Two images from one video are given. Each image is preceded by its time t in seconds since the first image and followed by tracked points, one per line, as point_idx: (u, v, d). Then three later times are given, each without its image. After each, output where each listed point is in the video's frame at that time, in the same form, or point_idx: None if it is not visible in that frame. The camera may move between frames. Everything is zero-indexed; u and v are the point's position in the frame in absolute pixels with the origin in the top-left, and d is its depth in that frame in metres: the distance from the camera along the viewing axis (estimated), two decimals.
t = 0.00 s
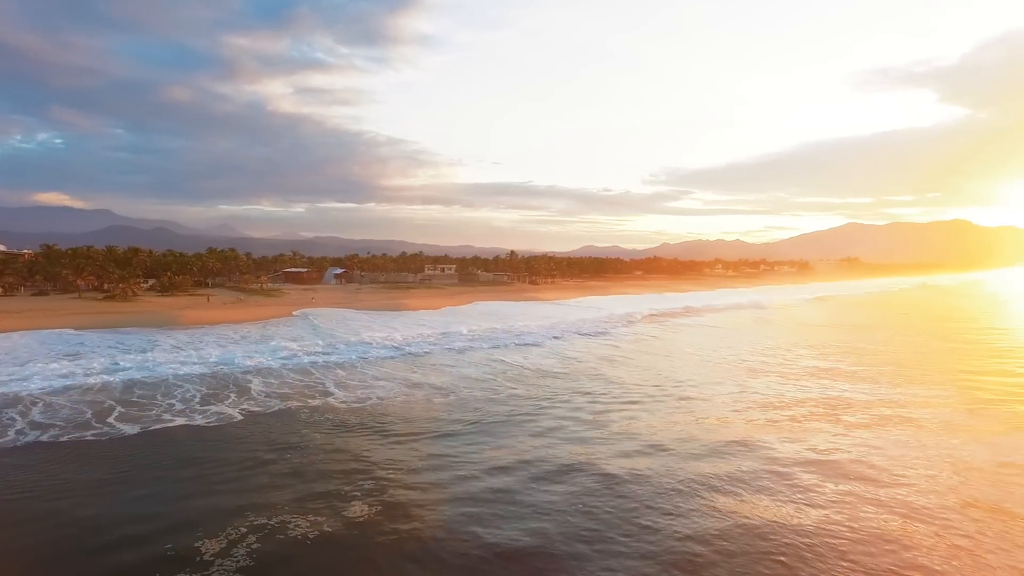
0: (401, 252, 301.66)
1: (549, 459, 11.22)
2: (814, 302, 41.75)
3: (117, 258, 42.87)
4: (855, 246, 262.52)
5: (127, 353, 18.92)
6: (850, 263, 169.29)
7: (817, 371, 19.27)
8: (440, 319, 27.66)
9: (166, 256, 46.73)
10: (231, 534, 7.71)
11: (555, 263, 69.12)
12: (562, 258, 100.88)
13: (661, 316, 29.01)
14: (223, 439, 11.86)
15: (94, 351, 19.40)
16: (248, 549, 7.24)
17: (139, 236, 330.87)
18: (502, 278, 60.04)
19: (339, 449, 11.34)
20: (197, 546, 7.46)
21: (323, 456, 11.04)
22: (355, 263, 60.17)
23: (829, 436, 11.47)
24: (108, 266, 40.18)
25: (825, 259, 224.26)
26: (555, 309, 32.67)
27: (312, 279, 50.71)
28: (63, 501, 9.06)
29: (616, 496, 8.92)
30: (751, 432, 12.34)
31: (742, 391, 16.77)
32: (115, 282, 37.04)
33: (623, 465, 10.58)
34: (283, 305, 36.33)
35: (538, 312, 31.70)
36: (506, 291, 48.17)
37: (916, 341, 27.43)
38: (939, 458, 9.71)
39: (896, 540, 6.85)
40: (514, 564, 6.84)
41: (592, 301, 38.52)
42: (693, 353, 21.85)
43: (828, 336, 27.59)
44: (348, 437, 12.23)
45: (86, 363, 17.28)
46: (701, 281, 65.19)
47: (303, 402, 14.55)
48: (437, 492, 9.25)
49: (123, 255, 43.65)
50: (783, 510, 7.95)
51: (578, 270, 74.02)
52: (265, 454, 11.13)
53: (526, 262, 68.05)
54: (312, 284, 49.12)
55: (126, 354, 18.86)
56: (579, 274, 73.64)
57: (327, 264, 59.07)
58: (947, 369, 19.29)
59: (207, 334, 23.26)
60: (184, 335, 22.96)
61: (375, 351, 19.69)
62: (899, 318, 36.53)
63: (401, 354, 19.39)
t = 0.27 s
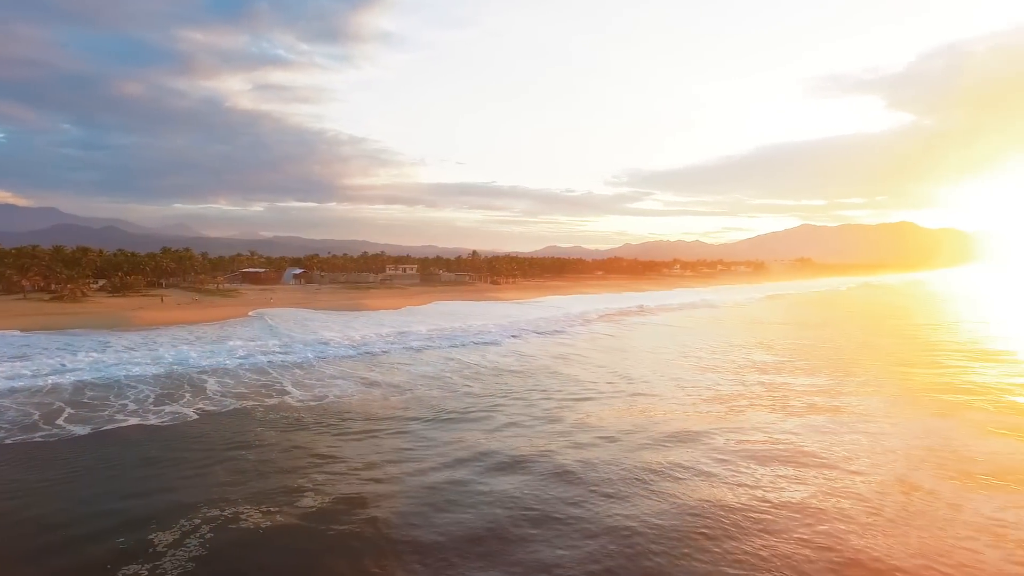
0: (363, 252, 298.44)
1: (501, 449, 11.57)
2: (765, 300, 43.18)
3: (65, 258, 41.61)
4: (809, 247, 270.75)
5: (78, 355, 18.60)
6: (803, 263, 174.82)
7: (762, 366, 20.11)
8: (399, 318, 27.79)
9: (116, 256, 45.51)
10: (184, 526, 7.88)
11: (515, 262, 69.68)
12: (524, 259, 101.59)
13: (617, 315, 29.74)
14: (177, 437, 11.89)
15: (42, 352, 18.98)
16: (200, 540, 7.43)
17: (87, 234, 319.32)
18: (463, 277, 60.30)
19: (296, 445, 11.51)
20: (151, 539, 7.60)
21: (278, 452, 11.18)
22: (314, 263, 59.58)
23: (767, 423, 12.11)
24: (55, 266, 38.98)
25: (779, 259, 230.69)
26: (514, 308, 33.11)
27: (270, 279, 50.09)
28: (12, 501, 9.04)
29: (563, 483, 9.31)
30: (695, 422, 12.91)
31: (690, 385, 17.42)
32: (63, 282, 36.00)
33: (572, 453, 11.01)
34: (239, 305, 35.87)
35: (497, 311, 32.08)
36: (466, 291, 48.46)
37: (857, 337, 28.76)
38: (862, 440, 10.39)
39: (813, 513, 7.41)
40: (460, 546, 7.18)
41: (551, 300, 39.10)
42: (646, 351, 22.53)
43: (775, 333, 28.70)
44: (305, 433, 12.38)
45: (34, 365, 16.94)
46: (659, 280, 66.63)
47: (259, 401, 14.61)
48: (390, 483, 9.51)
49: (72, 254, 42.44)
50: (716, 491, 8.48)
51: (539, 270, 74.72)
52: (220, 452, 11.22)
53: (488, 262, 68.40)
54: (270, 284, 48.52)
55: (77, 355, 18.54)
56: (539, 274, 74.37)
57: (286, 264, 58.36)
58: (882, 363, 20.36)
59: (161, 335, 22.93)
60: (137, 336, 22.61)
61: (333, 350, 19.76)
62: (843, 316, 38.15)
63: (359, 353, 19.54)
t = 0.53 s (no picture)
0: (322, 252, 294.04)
1: (452, 443, 11.87)
2: (717, 299, 44.47)
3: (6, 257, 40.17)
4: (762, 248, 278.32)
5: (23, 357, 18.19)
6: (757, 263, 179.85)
7: (709, 362, 20.89)
8: (356, 318, 27.80)
9: (62, 255, 44.12)
10: (132, 519, 8.01)
11: (475, 263, 69.98)
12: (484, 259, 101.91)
13: (572, 314, 30.34)
14: (126, 437, 11.86)
15: None
16: (148, 531, 7.59)
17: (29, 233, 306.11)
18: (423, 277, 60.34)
19: (247, 442, 11.64)
20: (98, 532, 7.70)
21: (230, 450, 11.27)
22: (270, 263, 58.75)
23: (704, 413, 12.76)
24: None
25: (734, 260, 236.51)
26: (472, 307, 33.44)
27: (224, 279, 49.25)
28: None
29: (509, 474, 9.67)
30: (640, 414, 13.45)
31: (639, 380, 18.02)
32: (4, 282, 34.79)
33: (519, 445, 11.43)
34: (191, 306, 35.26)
35: (454, 310, 32.35)
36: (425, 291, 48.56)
37: (801, 334, 29.98)
38: (789, 426, 11.09)
39: (736, 491, 7.96)
40: (404, 530, 7.50)
41: (509, 300, 39.56)
42: (598, 349, 23.13)
43: (723, 331, 29.75)
44: (257, 431, 12.47)
45: None
46: (616, 280, 67.84)
47: (211, 401, 14.60)
48: (341, 477, 9.73)
49: (13, 252, 40.97)
50: (649, 475, 9.01)
51: (498, 270, 75.14)
52: (170, 450, 11.25)
53: (447, 262, 68.53)
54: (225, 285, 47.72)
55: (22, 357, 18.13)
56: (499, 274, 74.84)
57: (240, 264, 57.39)
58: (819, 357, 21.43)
59: (109, 336, 22.49)
60: (85, 337, 22.14)
61: (288, 350, 19.74)
62: (789, 314, 39.64)
63: (313, 352, 19.60)
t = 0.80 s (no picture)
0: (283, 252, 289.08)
1: (408, 438, 12.12)
2: (675, 299, 45.47)
3: None
4: (723, 248, 284.24)
5: None
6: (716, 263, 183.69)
7: (662, 358, 21.53)
8: (315, 318, 27.72)
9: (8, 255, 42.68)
10: (84, 514, 8.07)
11: (438, 263, 69.97)
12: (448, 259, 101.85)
13: (532, 313, 30.78)
14: (77, 437, 11.77)
15: None
16: (99, 525, 7.67)
17: None
18: (385, 277, 60.15)
19: (202, 440, 11.68)
20: (48, 528, 7.74)
21: (184, 448, 11.30)
22: (228, 263, 57.78)
23: (653, 406, 13.24)
24: None
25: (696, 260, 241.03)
26: (433, 307, 33.61)
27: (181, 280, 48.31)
28: None
29: (461, 465, 9.97)
30: (591, 408, 13.91)
31: (594, 376, 18.52)
32: None
33: (472, 438, 11.74)
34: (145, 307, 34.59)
35: (415, 310, 32.48)
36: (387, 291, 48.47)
37: (753, 332, 30.96)
38: (728, 417, 11.66)
39: (673, 477, 8.42)
40: (355, 518, 7.75)
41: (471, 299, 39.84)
42: (556, 347, 23.60)
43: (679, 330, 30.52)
44: (212, 429, 12.50)
45: None
46: (578, 280, 68.68)
47: (165, 401, 14.51)
48: (295, 471, 9.88)
49: None
50: (594, 464, 9.41)
51: (462, 270, 75.24)
52: (122, 449, 11.22)
53: (410, 262, 68.34)
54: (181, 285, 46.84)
55: None
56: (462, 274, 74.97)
57: (197, 264, 56.32)
58: (768, 353, 22.25)
59: (58, 338, 22.00)
60: (33, 339, 21.63)
61: (245, 350, 19.67)
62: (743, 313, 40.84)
63: (271, 352, 19.58)
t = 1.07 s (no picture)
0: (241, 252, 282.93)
1: (359, 433, 12.34)
2: (633, 298, 46.32)
3: None
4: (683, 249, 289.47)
5: None
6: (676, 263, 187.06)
7: (614, 355, 22.13)
8: (271, 318, 27.53)
9: None
10: (27, 511, 8.10)
11: (400, 263, 69.68)
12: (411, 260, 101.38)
13: (490, 312, 31.11)
14: (21, 437, 11.64)
15: None
16: (43, 521, 7.72)
17: None
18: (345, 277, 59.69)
19: (151, 438, 11.67)
20: None
21: (133, 446, 11.29)
22: (183, 263, 56.57)
23: (600, 400, 13.72)
24: None
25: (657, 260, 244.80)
26: (392, 307, 33.66)
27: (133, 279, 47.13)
28: None
29: (409, 457, 10.25)
30: (541, 403, 14.34)
31: (547, 373, 18.98)
32: None
33: (422, 433, 12.02)
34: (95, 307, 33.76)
35: (373, 309, 32.48)
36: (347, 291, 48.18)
37: (705, 330, 31.86)
38: (668, 409, 12.22)
39: (608, 463, 8.88)
40: (301, 507, 7.98)
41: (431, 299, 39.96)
42: (512, 345, 24.01)
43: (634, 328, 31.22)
44: (161, 428, 12.49)
45: None
46: (539, 280, 69.25)
47: (113, 401, 14.38)
48: (244, 466, 10.02)
49: None
50: (536, 454, 9.81)
51: (424, 270, 75.04)
52: (68, 449, 11.15)
53: (371, 262, 67.89)
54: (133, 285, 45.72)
55: None
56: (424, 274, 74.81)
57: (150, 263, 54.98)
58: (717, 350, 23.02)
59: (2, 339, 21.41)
60: None
61: (199, 350, 19.52)
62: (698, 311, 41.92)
63: (225, 352, 19.48)
